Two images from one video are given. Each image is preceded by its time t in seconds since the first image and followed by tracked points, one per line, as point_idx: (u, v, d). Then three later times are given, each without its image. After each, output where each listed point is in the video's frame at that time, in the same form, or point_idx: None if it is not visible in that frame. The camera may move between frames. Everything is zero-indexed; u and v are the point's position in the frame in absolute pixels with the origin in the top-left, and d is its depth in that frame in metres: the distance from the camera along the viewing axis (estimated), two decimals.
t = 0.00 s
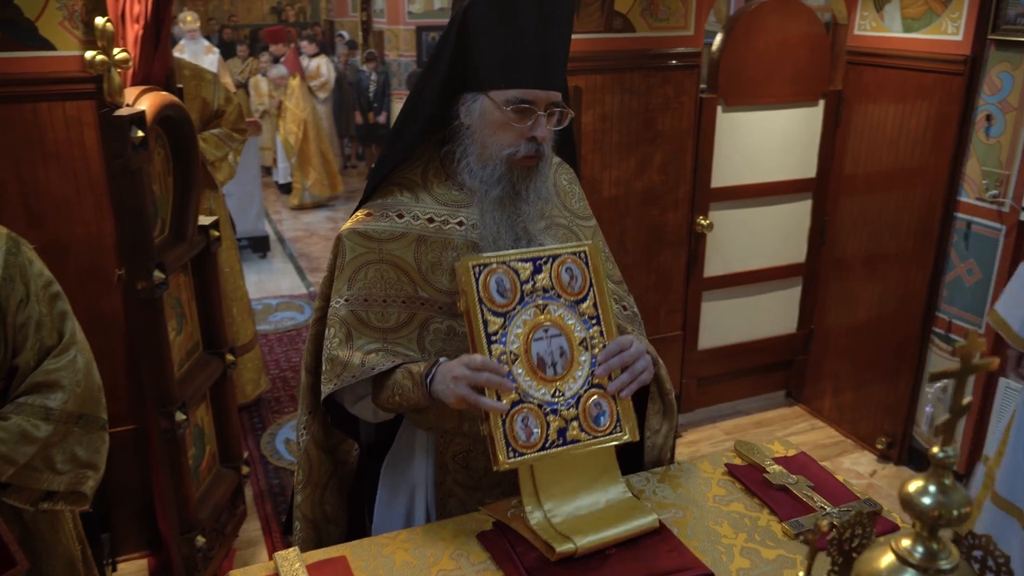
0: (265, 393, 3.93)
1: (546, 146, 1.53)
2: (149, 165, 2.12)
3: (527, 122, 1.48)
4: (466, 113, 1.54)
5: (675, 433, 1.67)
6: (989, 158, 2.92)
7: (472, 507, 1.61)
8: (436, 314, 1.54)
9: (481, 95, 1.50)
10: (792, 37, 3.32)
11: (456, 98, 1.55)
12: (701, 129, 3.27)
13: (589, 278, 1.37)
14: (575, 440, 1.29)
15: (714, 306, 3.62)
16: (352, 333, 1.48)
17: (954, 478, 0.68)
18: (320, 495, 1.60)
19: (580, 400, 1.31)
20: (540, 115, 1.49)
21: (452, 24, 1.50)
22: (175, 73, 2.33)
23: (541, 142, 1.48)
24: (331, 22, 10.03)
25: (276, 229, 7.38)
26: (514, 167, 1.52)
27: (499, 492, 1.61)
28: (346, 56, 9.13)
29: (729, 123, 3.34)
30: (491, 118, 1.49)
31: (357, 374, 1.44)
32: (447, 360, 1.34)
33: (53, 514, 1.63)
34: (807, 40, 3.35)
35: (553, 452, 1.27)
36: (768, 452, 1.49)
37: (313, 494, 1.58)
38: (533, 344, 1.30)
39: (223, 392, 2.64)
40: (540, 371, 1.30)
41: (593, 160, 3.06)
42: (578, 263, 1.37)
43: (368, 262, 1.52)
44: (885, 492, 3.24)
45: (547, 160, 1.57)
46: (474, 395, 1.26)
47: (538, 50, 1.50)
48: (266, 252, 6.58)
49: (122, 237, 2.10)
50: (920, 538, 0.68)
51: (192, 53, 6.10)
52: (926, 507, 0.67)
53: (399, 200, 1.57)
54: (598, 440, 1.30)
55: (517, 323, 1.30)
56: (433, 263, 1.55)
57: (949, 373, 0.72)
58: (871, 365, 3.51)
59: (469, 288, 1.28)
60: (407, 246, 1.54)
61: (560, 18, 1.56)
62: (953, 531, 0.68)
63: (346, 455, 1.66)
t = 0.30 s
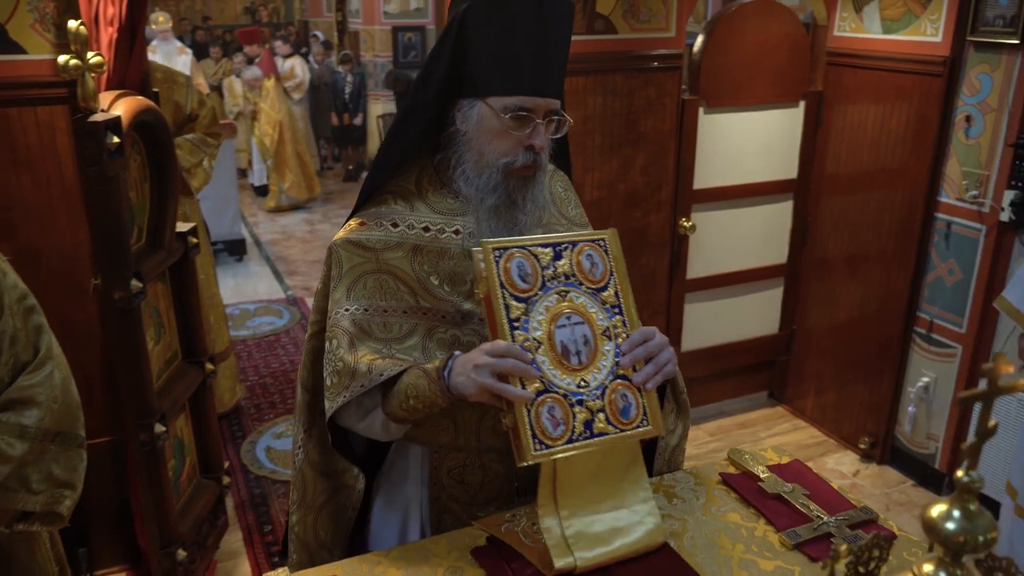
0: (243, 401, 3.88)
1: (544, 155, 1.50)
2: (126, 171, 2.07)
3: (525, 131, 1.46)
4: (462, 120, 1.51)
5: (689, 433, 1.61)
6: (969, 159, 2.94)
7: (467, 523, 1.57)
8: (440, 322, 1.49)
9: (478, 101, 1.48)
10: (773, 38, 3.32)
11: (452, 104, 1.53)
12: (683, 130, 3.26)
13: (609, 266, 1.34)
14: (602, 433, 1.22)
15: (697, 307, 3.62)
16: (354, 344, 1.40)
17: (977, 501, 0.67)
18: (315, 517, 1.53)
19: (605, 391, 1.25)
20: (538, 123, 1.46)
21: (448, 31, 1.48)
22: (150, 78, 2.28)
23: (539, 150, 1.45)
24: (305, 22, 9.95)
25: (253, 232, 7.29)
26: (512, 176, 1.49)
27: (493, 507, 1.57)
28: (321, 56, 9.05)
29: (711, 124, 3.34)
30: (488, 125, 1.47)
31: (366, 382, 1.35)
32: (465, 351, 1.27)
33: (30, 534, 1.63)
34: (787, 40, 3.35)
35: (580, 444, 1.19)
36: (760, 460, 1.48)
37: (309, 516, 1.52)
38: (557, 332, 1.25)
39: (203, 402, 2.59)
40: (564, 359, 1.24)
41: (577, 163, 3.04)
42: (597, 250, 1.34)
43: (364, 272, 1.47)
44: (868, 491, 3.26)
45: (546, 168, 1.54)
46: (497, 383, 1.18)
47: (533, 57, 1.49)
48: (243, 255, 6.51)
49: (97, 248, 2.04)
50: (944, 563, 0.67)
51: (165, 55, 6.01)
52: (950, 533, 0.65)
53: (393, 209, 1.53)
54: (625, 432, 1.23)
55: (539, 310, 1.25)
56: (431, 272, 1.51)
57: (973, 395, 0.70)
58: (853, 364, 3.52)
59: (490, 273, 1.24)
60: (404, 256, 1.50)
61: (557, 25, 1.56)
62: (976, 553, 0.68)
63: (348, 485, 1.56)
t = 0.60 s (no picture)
0: (221, 407, 3.83)
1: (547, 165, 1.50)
2: (99, 176, 2.02)
3: (531, 142, 1.45)
4: (465, 128, 1.49)
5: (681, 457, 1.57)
6: (947, 158, 2.97)
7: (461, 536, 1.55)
8: (440, 334, 1.47)
9: (482, 110, 1.47)
10: (752, 38, 3.31)
11: (455, 111, 1.51)
12: (664, 130, 3.25)
13: (642, 289, 1.30)
14: (629, 461, 1.19)
15: (679, 308, 3.62)
16: (357, 358, 1.37)
17: (997, 521, 0.64)
18: (317, 534, 1.52)
19: (634, 417, 1.22)
20: (545, 134, 1.46)
21: (454, 37, 1.46)
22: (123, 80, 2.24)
23: (544, 162, 1.45)
24: (278, 23, 9.87)
25: (228, 235, 7.21)
26: (514, 185, 1.49)
27: (487, 519, 1.57)
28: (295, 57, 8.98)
29: (691, 125, 3.34)
30: (493, 134, 1.46)
31: (371, 399, 1.32)
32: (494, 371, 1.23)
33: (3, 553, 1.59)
34: (766, 40, 3.35)
35: (608, 473, 1.17)
36: (749, 465, 1.47)
37: (311, 532, 1.51)
38: (590, 355, 1.21)
39: (182, 412, 2.53)
40: (597, 384, 1.20)
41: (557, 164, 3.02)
42: (631, 271, 1.30)
43: (364, 281, 1.44)
44: (851, 490, 3.28)
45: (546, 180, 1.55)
46: (531, 408, 1.14)
47: (539, 66, 1.48)
48: (218, 259, 6.44)
49: (70, 256, 1.99)
50: None
51: (136, 56, 5.92)
52: (970, 552, 0.63)
53: (392, 217, 1.51)
54: (652, 460, 1.21)
55: (574, 331, 1.21)
56: (431, 282, 1.49)
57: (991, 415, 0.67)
58: (834, 363, 3.54)
59: (527, 291, 1.19)
60: (404, 265, 1.48)
61: (563, 32, 1.54)
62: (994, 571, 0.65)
63: (352, 500, 1.58)
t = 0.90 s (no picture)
0: (199, 413, 3.77)
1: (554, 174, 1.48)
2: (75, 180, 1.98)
3: (539, 150, 1.43)
4: (469, 134, 1.47)
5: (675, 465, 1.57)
6: (926, 157, 2.99)
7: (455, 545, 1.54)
8: (437, 345, 1.46)
9: (489, 116, 1.45)
10: (732, 38, 3.32)
11: (459, 117, 1.49)
12: (646, 131, 3.25)
13: (671, 326, 1.33)
14: (646, 497, 1.24)
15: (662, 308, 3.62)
16: (355, 372, 1.38)
17: (1016, 531, 0.64)
18: (321, 545, 1.54)
19: (654, 454, 1.25)
20: (553, 142, 1.44)
21: (461, 40, 1.44)
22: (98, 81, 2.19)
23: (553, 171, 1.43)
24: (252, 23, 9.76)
25: (204, 238, 7.10)
26: (520, 195, 1.46)
27: (481, 528, 1.55)
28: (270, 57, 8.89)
29: (673, 125, 3.33)
30: (499, 142, 1.44)
31: (367, 415, 1.34)
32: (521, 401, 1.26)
33: None
34: (744, 40, 3.35)
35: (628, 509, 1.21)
36: (742, 468, 1.47)
37: (316, 543, 1.53)
38: (619, 391, 1.23)
39: (160, 420, 2.48)
40: (622, 421, 1.23)
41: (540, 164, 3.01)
42: (663, 308, 1.32)
43: (363, 290, 1.43)
44: (835, 488, 3.30)
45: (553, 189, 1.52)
46: (560, 442, 1.18)
47: (545, 72, 1.46)
48: (193, 261, 6.35)
49: (43, 262, 1.93)
50: None
51: (108, 57, 5.83)
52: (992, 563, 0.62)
53: (392, 224, 1.49)
54: (669, 498, 1.25)
55: (605, 365, 1.24)
56: (432, 291, 1.48)
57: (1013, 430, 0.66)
58: (817, 361, 3.55)
59: (563, 323, 1.21)
60: (404, 273, 1.46)
61: (571, 37, 1.52)
62: None
63: (358, 508, 1.59)
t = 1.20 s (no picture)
0: (179, 418, 3.72)
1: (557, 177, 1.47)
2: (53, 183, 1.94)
3: (542, 151, 1.43)
4: (470, 138, 1.47)
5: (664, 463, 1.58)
6: (906, 155, 3.02)
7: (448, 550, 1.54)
8: (434, 349, 1.46)
9: (491, 118, 1.44)
10: (713, 37, 3.32)
11: (462, 119, 1.48)
12: (628, 131, 3.24)
13: (681, 345, 1.32)
14: (649, 515, 1.25)
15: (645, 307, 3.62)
16: (352, 378, 1.38)
17: None
18: (318, 549, 1.53)
19: (659, 472, 1.26)
20: (556, 145, 1.43)
21: (463, 40, 1.43)
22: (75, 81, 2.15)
23: (556, 172, 1.43)
24: (227, 23, 9.67)
25: (180, 241, 7.01)
26: (524, 197, 1.45)
27: (475, 532, 1.55)
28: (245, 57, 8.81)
29: (655, 125, 3.34)
30: (502, 144, 1.43)
31: (364, 421, 1.34)
32: (533, 415, 1.29)
33: None
34: (725, 39, 3.35)
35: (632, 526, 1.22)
36: (738, 467, 1.46)
37: (313, 548, 1.53)
38: (628, 410, 1.24)
39: (142, 426, 2.43)
40: (630, 438, 1.24)
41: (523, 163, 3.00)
42: (672, 327, 1.32)
43: (361, 293, 1.42)
44: (818, 484, 3.32)
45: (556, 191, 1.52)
46: (570, 458, 1.20)
47: (546, 74, 1.46)
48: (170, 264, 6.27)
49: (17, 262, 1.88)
50: None
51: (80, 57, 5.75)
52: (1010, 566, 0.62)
53: (392, 225, 1.48)
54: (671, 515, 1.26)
55: (615, 384, 1.24)
56: (431, 294, 1.47)
57: None
58: (799, 358, 3.57)
59: (577, 340, 1.21)
60: (403, 276, 1.45)
61: (573, 39, 1.52)
62: None
63: (355, 511, 1.59)
